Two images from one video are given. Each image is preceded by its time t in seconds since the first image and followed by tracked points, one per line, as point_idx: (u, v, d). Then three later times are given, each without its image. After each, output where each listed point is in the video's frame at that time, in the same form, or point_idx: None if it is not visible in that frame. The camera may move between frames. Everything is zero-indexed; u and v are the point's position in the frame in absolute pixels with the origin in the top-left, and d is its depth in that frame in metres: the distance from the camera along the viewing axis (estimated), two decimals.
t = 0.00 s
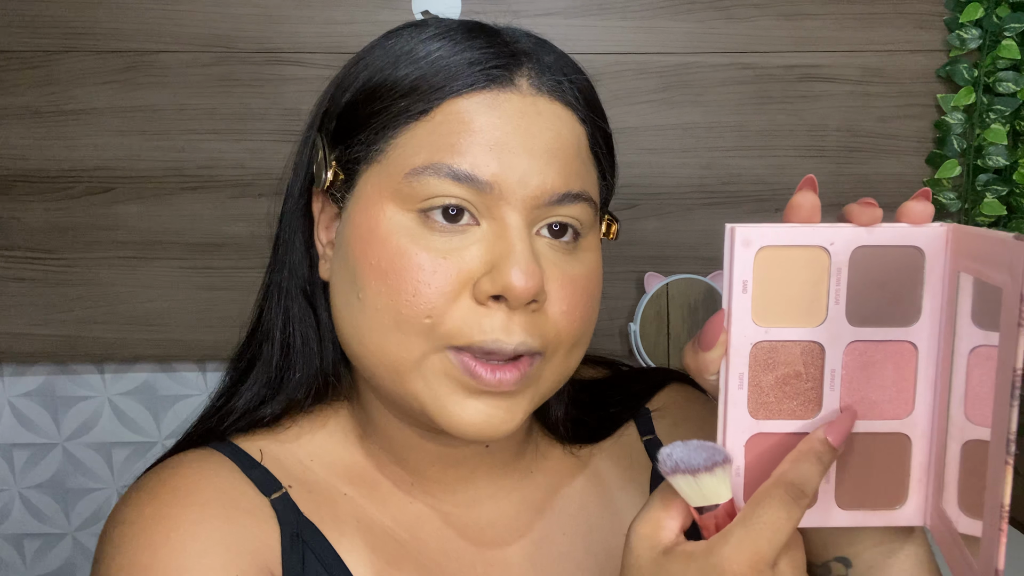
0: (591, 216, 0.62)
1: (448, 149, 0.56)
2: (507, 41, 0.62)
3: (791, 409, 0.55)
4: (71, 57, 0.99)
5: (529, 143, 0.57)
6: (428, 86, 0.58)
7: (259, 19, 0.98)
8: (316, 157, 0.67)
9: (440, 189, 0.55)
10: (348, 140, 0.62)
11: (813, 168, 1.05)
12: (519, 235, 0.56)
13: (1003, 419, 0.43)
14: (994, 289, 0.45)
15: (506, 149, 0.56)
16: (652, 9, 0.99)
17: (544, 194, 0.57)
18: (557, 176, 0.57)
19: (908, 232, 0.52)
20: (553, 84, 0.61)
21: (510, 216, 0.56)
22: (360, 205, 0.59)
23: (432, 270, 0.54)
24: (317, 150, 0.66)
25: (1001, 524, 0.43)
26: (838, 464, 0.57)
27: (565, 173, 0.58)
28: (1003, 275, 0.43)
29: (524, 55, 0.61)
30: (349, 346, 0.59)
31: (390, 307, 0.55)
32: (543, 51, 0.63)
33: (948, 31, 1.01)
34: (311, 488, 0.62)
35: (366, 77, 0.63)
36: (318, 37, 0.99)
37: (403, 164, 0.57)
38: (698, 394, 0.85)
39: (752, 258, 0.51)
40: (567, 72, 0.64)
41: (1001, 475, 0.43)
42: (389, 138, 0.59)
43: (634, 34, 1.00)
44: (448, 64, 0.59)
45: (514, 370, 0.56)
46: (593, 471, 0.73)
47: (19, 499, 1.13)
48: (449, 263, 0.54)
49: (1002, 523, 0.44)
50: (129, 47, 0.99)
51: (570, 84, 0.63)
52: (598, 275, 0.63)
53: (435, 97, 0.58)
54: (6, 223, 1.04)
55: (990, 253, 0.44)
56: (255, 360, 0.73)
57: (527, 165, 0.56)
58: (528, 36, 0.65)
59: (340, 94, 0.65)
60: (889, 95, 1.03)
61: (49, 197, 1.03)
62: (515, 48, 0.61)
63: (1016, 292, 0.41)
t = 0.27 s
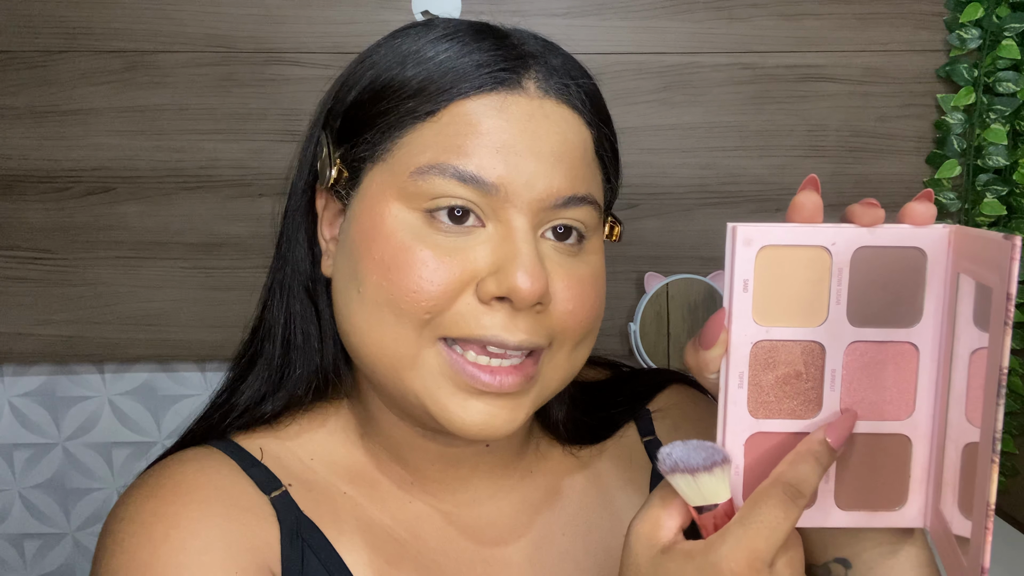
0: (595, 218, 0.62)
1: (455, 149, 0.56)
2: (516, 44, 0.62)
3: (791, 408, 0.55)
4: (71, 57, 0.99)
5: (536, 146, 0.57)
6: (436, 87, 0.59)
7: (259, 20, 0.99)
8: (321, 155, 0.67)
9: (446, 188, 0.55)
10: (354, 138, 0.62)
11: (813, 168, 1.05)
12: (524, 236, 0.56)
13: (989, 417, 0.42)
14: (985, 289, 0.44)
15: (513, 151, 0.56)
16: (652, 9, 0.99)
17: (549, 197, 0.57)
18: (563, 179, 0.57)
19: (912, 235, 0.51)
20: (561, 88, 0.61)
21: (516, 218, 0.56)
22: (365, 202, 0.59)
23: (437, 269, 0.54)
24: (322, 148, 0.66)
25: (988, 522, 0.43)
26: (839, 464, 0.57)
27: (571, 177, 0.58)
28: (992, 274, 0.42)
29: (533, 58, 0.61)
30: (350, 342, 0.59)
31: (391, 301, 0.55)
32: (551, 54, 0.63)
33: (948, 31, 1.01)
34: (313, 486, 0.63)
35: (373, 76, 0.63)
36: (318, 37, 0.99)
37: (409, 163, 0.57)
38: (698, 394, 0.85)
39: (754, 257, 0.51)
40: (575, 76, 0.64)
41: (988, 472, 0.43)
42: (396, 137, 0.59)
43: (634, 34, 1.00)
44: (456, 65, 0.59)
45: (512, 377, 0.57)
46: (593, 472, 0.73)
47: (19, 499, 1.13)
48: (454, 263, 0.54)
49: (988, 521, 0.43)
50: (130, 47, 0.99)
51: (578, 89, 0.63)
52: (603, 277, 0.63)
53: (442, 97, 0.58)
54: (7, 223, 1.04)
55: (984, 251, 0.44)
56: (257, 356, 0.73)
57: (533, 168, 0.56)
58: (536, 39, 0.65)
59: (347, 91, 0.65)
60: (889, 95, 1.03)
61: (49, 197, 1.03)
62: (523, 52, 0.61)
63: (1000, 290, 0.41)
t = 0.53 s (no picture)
0: (596, 218, 0.62)
1: (457, 148, 0.56)
2: (518, 45, 0.62)
3: (784, 402, 0.56)
4: (71, 56, 0.99)
5: (539, 146, 0.57)
6: (438, 86, 0.59)
7: (259, 19, 0.98)
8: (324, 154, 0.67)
9: (449, 187, 0.55)
10: (356, 137, 0.62)
11: (813, 168, 1.05)
12: (526, 235, 0.56)
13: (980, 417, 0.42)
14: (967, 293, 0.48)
15: (515, 151, 0.56)
16: (652, 9, 0.99)
17: (551, 196, 0.57)
18: (565, 178, 0.57)
19: (907, 230, 0.53)
20: (563, 88, 0.61)
21: (518, 217, 0.56)
22: (368, 200, 0.59)
23: (439, 267, 0.54)
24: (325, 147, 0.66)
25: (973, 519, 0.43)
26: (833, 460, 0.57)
27: (573, 177, 0.58)
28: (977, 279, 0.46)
29: (535, 59, 0.61)
30: (352, 340, 0.59)
31: (393, 299, 0.55)
32: (552, 55, 0.63)
33: (948, 31, 1.01)
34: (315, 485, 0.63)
35: (376, 75, 0.63)
36: (317, 37, 0.99)
37: (412, 162, 0.57)
38: (698, 393, 0.85)
39: (748, 252, 0.53)
40: (577, 77, 0.64)
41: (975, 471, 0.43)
42: (398, 136, 0.59)
43: (634, 34, 1.00)
44: (459, 65, 0.59)
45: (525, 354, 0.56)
46: (592, 471, 0.73)
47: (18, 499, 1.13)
48: (456, 261, 0.54)
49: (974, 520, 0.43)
50: (129, 47, 0.99)
51: (579, 89, 0.63)
52: (604, 276, 0.64)
53: (444, 97, 0.58)
54: (6, 223, 1.04)
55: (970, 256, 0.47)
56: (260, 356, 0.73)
57: (535, 168, 0.56)
58: (538, 40, 0.65)
59: (350, 91, 0.65)
60: (888, 95, 1.03)
61: (49, 197, 1.03)
62: (525, 52, 0.61)
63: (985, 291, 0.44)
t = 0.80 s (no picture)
0: (594, 216, 0.62)
1: (456, 146, 0.56)
2: (517, 44, 0.62)
3: (772, 397, 0.56)
4: (71, 57, 0.99)
5: (536, 145, 0.57)
6: (437, 85, 0.59)
7: (259, 20, 0.99)
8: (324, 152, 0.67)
9: (448, 185, 0.55)
10: (356, 136, 0.62)
11: (813, 168, 1.05)
12: (524, 233, 0.56)
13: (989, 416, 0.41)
14: (973, 287, 0.44)
15: (514, 149, 0.56)
16: (651, 9, 0.99)
17: (549, 194, 0.57)
18: (563, 177, 0.57)
19: (895, 231, 0.51)
20: (561, 88, 0.61)
21: (516, 214, 0.56)
22: (368, 198, 0.59)
23: (438, 265, 0.54)
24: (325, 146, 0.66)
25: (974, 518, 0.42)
26: (818, 456, 0.56)
27: (571, 175, 0.58)
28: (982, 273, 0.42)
29: (533, 58, 0.61)
30: (351, 337, 0.59)
31: (392, 295, 0.55)
32: (551, 54, 0.63)
33: (948, 31, 1.01)
34: (315, 481, 0.63)
35: (375, 75, 0.63)
36: (317, 37, 0.99)
37: (411, 160, 0.57)
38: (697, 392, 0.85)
39: (737, 249, 0.53)
40: (575, 77, 0.64)
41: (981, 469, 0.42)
42: (398, 135, 0.59)
43: (633, 34, 1.00)
44: (458, 65, 0.59)
45: (517, 373, 0.57)
46: (591, 467, 0.73)
47: (19, 499, 1.13)
48: (455, 258, 0.54)
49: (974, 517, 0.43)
50: (129, 47, 0.99)
51: (577, 89, 0.63)
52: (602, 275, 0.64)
53: (443, 96, 0.58)
54: (6, 223, 1.04)
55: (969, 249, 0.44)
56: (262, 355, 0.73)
57: (533, 166, 0.56)
58: (537, 40, 0.65)
59: (350, 91, 0.65)
60: (888, 95, 1.03)
61: (49, 197, 1.03)
62: (524, 52, 0.62)
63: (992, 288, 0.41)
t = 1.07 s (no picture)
0: (598, 217, 0.62)
1: (464, 147, 0.56)
2: (524, 46, 0.62)
3: (746, 392, 0.57)
4: (71, 57, 0.99)
5: (544, 146, 0.57)
6: (445, 86, 0.59)
7: (259, 20, 0.99)
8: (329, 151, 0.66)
9: (457, 185, 0.55)
10: (363, 136, 0.62)
11: (813, 168, 1.05)
12: (532, 234, 0.56)
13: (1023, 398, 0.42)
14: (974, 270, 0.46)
15: (522, 150, 0.56)
16: (652, 9, 0.99)
17: (556, 195, 0.57)
18: (570, 178, 0.58)
19: (864, 219, 0.53)
20: (568, 90, 0.61)
21: (524, 215, 0.56)
22: (375, 197, 0.59)
23: (446, 265, 0.54)
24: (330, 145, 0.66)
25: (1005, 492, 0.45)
26: (795, 445, 0.57)
27: (577, 176, 0.58)
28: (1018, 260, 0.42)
29: (541, 60, 0.62)
30: (356, 335, 0.59)
31: (399, 294, 0.55)
32: (557, 56, 0.64)
33: (948, 31, 1.01)
34: (318, 479, 0.62)
35: (383, 75, 0.63)
36: (317, 37, 0.99)
37: (419, 160, 0.57)
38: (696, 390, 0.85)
39: (704, 245, 0.54)
40: (580, 79, 0.64)
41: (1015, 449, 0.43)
42: (405, 134, 0.59)
43: (634, 34, 1.00)
44: (465, 66, 0.59)
45: (523, 362, 0.56)
46: (591, 466, 0.73)
47: (19, 499, 1.13)
48: (463, 258, 0.55)
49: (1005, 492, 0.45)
50: (130, 47, 0.99)
51: (583, 91, 0.63)
52: (604, 276, 0.64)
53: (451, 96, 0.58)
54: (6, 223, 1.04)
55: (994, 236, 0.43)
56: (264, 353, 0.73)
57: (541, 166, 0.56)
58: (543, 42, 0.65)
59: (356, 90, 0.65)
60: (888, 95, 1.03)
61: (49, 197, 1.03)
62: (531, 54, 0.62)
63: None
